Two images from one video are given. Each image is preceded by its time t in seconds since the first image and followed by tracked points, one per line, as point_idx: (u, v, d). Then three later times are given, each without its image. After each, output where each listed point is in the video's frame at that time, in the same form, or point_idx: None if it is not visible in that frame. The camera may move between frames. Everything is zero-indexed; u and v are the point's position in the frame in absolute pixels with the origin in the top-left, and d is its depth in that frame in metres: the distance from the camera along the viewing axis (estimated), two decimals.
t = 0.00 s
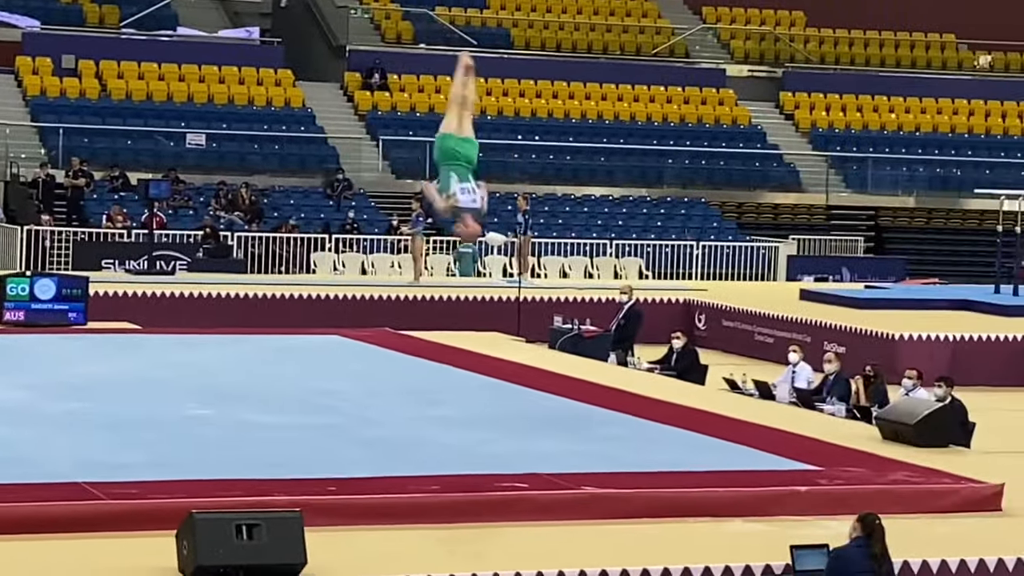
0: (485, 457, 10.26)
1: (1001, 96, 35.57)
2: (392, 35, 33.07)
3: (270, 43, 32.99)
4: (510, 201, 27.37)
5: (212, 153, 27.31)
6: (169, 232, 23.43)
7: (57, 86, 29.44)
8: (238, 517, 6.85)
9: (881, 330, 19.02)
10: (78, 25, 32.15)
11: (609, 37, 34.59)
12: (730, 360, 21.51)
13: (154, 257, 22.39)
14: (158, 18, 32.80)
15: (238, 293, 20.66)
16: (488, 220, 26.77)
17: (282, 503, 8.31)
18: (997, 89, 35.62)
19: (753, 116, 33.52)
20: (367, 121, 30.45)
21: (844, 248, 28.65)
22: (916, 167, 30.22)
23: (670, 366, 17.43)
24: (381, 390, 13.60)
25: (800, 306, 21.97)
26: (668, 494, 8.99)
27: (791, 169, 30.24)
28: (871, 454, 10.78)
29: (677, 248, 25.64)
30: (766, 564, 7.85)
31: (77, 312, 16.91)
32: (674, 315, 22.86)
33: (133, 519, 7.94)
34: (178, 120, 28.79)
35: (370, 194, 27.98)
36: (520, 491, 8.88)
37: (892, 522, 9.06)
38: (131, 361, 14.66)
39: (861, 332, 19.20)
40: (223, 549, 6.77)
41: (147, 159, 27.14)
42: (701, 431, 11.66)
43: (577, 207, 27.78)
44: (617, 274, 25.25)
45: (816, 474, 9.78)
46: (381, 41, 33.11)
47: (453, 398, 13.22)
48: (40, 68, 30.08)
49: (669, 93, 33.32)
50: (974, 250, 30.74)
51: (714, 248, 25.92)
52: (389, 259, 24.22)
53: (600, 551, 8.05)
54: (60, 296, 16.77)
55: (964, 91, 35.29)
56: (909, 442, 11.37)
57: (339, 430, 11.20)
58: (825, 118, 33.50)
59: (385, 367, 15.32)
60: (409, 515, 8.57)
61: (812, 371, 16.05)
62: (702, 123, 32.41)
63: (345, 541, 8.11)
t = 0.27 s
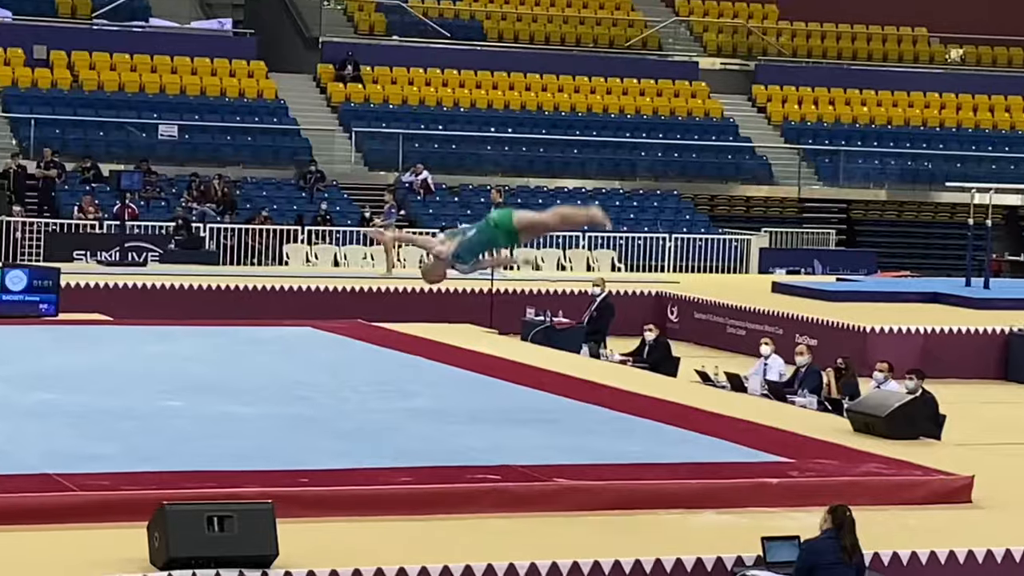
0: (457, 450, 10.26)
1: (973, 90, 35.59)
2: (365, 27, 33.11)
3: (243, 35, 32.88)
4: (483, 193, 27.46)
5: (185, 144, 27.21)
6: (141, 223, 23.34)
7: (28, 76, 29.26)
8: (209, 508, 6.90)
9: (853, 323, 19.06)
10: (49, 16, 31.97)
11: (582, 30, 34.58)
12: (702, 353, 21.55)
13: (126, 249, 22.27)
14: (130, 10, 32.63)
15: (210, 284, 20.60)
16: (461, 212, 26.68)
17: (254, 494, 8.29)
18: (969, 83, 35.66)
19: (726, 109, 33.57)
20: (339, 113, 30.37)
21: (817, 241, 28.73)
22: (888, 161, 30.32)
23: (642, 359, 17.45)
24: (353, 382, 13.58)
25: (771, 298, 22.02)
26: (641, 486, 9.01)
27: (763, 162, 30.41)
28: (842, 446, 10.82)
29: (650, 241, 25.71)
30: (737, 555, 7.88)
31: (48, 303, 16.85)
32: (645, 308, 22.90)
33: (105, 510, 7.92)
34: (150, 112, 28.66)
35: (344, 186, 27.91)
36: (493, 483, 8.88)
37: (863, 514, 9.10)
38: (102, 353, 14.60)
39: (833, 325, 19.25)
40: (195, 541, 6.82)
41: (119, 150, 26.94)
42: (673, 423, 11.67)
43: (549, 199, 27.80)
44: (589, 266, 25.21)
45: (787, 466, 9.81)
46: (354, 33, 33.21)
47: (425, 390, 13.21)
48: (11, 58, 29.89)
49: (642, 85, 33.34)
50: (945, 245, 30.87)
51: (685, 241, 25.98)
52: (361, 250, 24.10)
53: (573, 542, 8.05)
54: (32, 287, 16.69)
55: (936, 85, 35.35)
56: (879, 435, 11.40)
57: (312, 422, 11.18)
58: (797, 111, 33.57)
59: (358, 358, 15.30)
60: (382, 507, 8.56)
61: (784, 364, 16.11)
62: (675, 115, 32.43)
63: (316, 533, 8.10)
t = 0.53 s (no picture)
0: (431, 442, 10.25)
1: (948, 83, 35.64)
2: (338, 20, 33.19)
3: (216, 27, 32.77)
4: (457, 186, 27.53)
5: (158, 137, 27.01)
6: (113, 216, 23.27)
7: None
8: (183, 501, 6.90)
9: (827, 316, 19.08)
10: (22, 8, 31.81)
11: (555, 23, 34.58)
12: (676, 345, 21.59)
13: (99, 241, 22.16)
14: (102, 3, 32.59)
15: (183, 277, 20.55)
16: (435, 205, 26.64)
17: (227, 488, 8.27)
18: (943, 76, 35.72)
19: (699, 102, 33.61)
20: (313, 105, 30.30)
21: (790, 233, 28.81)
22: (861, 153, 30.27)
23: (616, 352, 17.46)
24: (325, 374, 13.57)
25: (745, 291, 22.07)
26: (614, 478, 9.03)
27: (736, 155, 30.47)
28: (815, 438, 10.84)
29: (623, 234, 25.75)
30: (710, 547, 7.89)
31: (20, 295, 16.79)
32: (618, 301, 22.92)
33: (77, 503, 7.89)
34: (122, 104, 28.56)
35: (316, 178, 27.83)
36: (466, 476, 8.89)
37: (835, 507, 9.13)
38: (74, 346, 14.54)
39: (806, 317, 19.29)
40: (167, 534, 6.82)
41: (91, 143, 26.81)
42: (648, 416, 11.67)
43: (523, 192, 27.81)
44: (562, 260, 25.23)
45: (759, 459, 9.84)
46: (327, 26, 33.23)
47: (398, 383, 13.21)
48: None
49: (616, 79, 33.37)
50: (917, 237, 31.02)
51: (659, 234, 26.00)
52: (334, 244, 24.12)
53: (547, 535, 8.07)
54: (3, 280, 16.62)
55: (909, 79, 35.44)
56: (852, 427, 11.45)
57: (286, 415, 11.17)
58: (771, 104, 33.63)
59: (331, 351, 15.28)
60: (355, 499, 8.57)
61: (757, 357, 16.07)
62: (648, 109, 32.46)
63: (289, 526, 8.08)
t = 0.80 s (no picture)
0: (403, 437, 10.24)
1: (919, 78, 35.73)
2: (310, 14, 33.07)
3: (187, 21, 32.64)
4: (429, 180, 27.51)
5: (129, 132, 27.09)
6: (84, 210, 23.18)
7: None
8: (154, 496, 6.92)
9: (799, 310, 19.14)
10: None
11: (526, 18, 34.60)
12: (647, 340, 21.61)
13: (70, 236, 22.18)
14: None
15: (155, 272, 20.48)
16: (407, 199, 26.59)
17: (198, 482, 8.24)
18: (915, 71, 35.81)
19: (671, 97, 33.66)
20: (285, 100, 30.23)
21: (762, 228, 28.88)
22: (831, 149, 30.48)
23: (587, 346, 17.45)
24: (297, 369, 13.54)
25: (716, 286, 22.11)
26: (585, 473, 9.04)
27: (709, 150, 30.47)
28: (787, 433, 10.87)
29: (596, 228, 25.74)
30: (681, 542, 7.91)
31: None
32: (591, 296, 22.91)
33: (46, 499, 7.85)
34: (93, 98, 28.43)
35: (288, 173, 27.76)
36: (437, 470, 8.88)
37: (806, 501, 9.16)
38: (44, 340, 14.48)
39: (778, 312, 19.33)
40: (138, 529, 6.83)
41: (62, 137, 26.61)
42: (620, 411, 11.68)
43: (495, 187, 27.84)
44: (535, 255, 25.36)
45: (731, 453, 9.86)
46: (299, 19, 33.17)
47: (370, 378, 13.19)
48: None
49: (588, 73, 33.38)
50: (888, 231, 31.14)
51: (631, 229, 26.01)
52: (306, 239, 24.17)
53: (518, 530, 8.07)
54: None
55: (881, 73, 35.53)
56: (823, 421, 11.48)
57: (257, 410, 11.15)
58: (743, 99, 33.70)
59: (303, 346, 15.25)
60: (327, 494, 8.55)
61: (729, 352, 16.12)
62: (620, 103, 32.48)
63: (260, 521, 8.05)
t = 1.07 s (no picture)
0: (374, 433, 10.22)
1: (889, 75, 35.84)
2: (280, 10, 33.07)
3: (157, 16, 32.50)
4: (399, 175, 27.48)
5: (98, 127, 26.85)
6: (54, 206, 23.13)
7: None
8: (124, 492, 6.87)
9: (769, 306, 19.17)
10: None
11: (497, 14, 34.57)
12: (618, 336, 21.63)
13: (39, 232, 21.95)
14: None
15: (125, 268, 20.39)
16: (377, 195, 26.56)
17: (168, 479, 8.22)
18: (884, 67, 35.91)
19: (641, 93, 33.69)
20: (255, 95, 30.13)
21: (732, 224, 28.99)
22: (802, 144, 30.49)
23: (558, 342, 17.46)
24: (267, 365, 13.51)
25: (687, 282, 22.14)
26: (556, 469, 9.04)
27: (679, 146, 30.46)
28: (757, 429, 10.89)
29: (567, 224, 25.75)
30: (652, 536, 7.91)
31: None
32: (562, 292, 22.92)
33: (16, 495, 7.81)
34: (63, 94, 28.29)
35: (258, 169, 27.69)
36: (408, 466, 8.87)
37: (776, 496, 9.18)
38: (13, 336, 14.41)
39: (749, 308, 19.38)
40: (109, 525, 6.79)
41: (31, 133, 26.51)
42: (591, 407, 11.69)
43: (465, 183, 27.86)
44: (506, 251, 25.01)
45: (701, 449, 9.88)
46: (269, 15, 33.08)
47: (340, 374, 13.17)
48: None
49: (558, 69, 33.37)
50: (858, 226, 31.25)
51: (601, 224, 26.00)
52: (276, 235, 23.87)
53: (489, 526, 8.06)
54: None
55: (851, 70, 35.63)
56: (793, 416, 11.51)
57: (227, 406, 11.12)
58: (713, 95, 33.76)
59: (273, 342, 15.22)
60: (297, 491, 8.54)
61: (699, 347, 16.15)
62: (590, 99, 32.51)
63: (231, 517, 8.03)
